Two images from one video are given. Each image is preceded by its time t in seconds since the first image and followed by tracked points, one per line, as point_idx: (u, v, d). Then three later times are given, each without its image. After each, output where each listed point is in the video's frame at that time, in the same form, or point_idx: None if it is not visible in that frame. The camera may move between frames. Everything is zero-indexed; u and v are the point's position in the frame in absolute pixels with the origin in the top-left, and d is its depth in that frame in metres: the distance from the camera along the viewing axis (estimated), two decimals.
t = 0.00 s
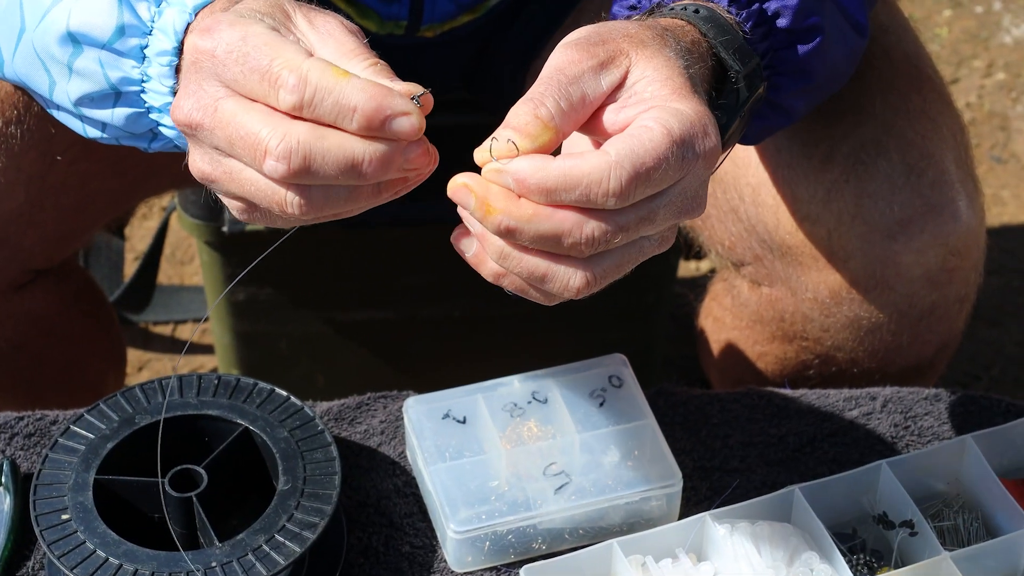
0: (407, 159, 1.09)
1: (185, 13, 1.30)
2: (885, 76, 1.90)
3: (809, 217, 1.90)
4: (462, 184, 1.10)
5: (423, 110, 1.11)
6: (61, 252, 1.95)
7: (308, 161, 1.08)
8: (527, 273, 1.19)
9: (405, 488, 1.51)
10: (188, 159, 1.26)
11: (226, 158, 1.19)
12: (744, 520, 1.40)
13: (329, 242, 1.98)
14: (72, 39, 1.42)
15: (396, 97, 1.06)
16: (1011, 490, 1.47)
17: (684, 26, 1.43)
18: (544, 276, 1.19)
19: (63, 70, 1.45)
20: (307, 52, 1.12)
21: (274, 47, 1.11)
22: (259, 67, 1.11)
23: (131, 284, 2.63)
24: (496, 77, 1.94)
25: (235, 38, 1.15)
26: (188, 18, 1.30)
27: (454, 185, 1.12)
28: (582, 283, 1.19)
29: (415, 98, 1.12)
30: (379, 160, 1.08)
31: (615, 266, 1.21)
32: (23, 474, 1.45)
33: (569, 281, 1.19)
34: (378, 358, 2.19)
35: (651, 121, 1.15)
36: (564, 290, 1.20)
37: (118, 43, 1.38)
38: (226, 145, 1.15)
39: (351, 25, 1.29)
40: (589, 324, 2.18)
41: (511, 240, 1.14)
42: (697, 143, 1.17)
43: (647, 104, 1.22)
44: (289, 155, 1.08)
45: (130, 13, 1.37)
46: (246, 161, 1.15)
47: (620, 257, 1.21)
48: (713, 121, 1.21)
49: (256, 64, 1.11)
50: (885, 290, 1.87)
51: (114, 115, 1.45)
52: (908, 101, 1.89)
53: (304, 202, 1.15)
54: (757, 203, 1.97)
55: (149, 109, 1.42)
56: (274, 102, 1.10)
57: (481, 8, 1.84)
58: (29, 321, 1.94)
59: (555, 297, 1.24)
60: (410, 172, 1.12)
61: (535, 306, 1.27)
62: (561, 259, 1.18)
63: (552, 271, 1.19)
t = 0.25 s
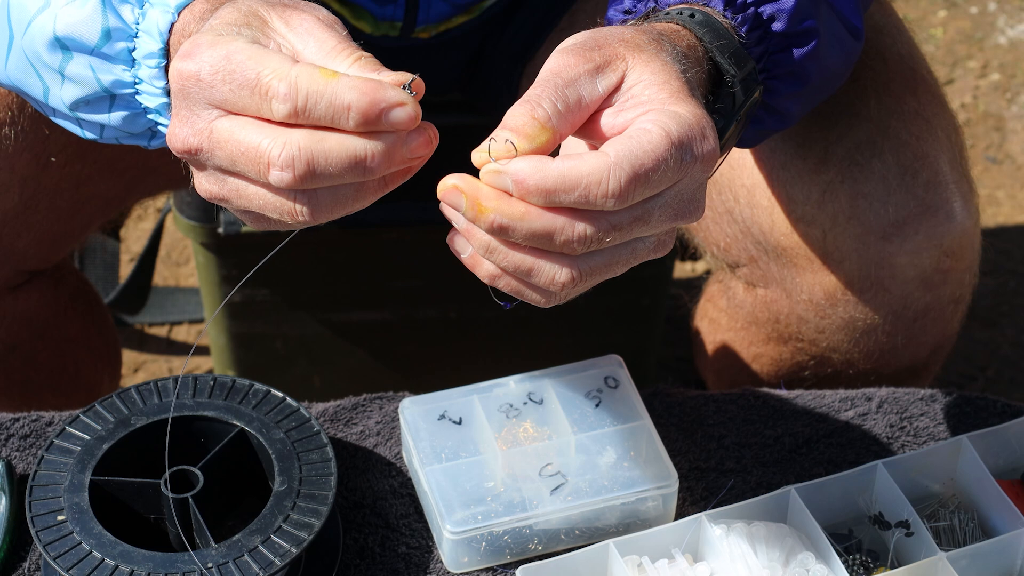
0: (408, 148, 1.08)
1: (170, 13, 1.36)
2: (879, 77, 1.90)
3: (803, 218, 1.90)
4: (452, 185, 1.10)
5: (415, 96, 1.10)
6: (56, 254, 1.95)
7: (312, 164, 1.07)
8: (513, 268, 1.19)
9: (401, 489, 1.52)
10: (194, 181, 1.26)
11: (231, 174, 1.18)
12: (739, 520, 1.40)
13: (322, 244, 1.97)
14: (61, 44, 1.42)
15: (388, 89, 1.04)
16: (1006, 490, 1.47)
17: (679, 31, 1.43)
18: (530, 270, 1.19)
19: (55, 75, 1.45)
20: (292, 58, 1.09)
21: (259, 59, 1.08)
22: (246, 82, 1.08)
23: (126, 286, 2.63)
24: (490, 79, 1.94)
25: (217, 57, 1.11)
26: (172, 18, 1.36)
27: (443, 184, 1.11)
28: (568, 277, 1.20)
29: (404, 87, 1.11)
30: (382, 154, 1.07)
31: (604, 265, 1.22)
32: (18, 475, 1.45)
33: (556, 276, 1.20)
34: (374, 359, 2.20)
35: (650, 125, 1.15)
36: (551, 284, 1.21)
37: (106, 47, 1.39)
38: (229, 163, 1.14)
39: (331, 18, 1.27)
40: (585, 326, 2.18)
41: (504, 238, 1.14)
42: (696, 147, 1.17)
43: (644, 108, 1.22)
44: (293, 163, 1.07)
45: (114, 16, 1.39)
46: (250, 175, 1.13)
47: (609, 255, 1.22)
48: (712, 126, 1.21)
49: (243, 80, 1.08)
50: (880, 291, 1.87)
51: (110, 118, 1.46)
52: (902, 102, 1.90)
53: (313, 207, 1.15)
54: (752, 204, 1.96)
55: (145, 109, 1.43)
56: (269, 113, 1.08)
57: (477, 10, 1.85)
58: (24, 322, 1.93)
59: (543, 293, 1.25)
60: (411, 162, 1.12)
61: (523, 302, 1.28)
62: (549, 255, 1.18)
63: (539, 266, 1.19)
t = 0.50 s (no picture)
0: (412, 143, 1.08)
1: (167, 17, 1.35)
2: (878, 78, 1.91)
3: (803, 219, 1.90)
4: (447, 177, 1.11)
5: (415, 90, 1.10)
6: (56, 255, 1.95)
7: (316, 159, 1.08)
8: (510, 258, 1.19)
9: (401, 489, 1.52)
10: (199, 191, 1.26)
11: (236, 179, 1.18)
12: (739, 521, 1.40)
13: (322, 244, 1.97)
14: (59, 51, 1.42)
15: (388, 82, 1.05)
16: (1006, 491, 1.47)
17: (675, 30, 1.43)
18: (526, 261, 1.19)
19: (55, 80, 1.45)
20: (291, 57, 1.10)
21: (259, 61, 1.09)
22: (248, 82, 1.09)
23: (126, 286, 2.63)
24: (490, 79, 1.94)
25: (217, 62, 1.11)
26: (169, 22, 1.35)
27: (437, 176, 1.12)
28: (565, 268, 1.19)
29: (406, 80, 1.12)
30: (385, 149, 1.07)
31: (603, 256, 1.21)
32: (18, 475, 1.45)
33: (553, 268, 1.19)
34: (374, 359, 2.20)
35: (645, 118, 1.15)
36: (549, 277, 1.20)
37: (105, 53, 1.39)
38: (232, 166, 1.14)
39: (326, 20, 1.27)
40: (584, 326, 2.18)
41: (499, 230, 1.14)
42: (692, 140, 1.17)
43: (640, 100, 1.22)
44: (296, 158, 1.08)
45: (112, 22, 1.39)
46: (254, 176, 1.14)
47: (608, 248, 1.21)
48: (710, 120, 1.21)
49: (245, 82, 1.09)
50: (879, 291, 1.87)
51: (111, 123, 1.45)
52: (902, 103, 1.90)
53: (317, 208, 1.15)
54: (752, 205, 1.97)
55: (146, 114, 1.42)
56: (271, 113, 1.08)
57: (476, 10, 1.85)
58: (24, 322, 1.93)
59: (543, 287, 1.24)
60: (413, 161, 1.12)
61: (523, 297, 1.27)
62: (545, 246, 1.18)
63: (535, 257, 1.18)
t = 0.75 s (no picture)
0: (412, 146, 1.08)
1: (168, 18, 1.36)
2: (878, 78, 1.91)
3: (803, 219, 1.90)
4: (448, 174, 1.11)
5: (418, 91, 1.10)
6: (56, 255, 1.95)
7: (318, 157, 1.08)
8: (512, 256, 1.18)
9: (400, 490, 1.52)
10: (199, 192, 1.26)
11: (235, 179, 1.18)
12: (738, 521, 1.40)
13: (322, 244, 1.98)
14: (60, 52, 1.42)
15: (390, 83, 1.05)
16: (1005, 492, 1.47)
17: (672, 30, 1.43)
18: (528, 258, 1.18)
19: (56, 82, 1.45)
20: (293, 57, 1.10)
21: (261, 61, 1.09)
22: (249, 82, 1.09)
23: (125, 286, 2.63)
24: (489, 80, 1.94)
25: (218, 61, 1.12)
26: (170, 24, 1.36)
27: (437, 172, 1.12)
28: (567, 264, 1.19)
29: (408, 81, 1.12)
30: (386, 150, 1.07)
31: (604, 253, 1.21)
32: (17, 475, 1.45)
33: (556, 265, 1.19)
34: (374, 359, 2.19)
35: (644, 113, 1.15)
36: (551, 274, 1.20)
37: (106, 53, 1.39)
38: (232, 166, 1.14)
39: (327, 21, 1.27)
40: (584, 326, 2.18)
41: (500, 227, 1.14)
42: (692, 135, 1.17)
43: (638, 96, 1.22)
44: (297, 156, 1.08)
45: (113, 23, 1.39)
46: (254, 175, 1.14)
47: (609, 244, 1.21)
48: (709, 116, 1.21)
49: (246, 81, 1.09)
50: (879, 291, 1.87)
51: (112, 124, 1.46)
52: (901, 103, 1.90)
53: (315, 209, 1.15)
54: (751, 205, 1.97)
55: (147, 115, 1.42)
56: (271, 113, 1.08)
57: (476, 10, 1.86)
58: (23, 322, 1.93)
59: (545, 285, 1.24)
60: (414, 163, 1.12)
61: (525, 297, 1.27)
62: (546, 243, 1.17)
63: (536, 253, 1.18)
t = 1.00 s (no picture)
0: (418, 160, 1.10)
1: (178, 25, 1.37)
2: (878, 78, 1.91)
3: (803, 218, 1.90)
4: (443, 175, 1.10)
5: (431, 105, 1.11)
6: (55, 255, 1.95)
7: (324, 178, 1.08)
8: (508, 258, 1.18)
9: (400, 489, 1.52)
10: (207, 200, 1.26)
11: (242, 192, 1.19)
12: (738, 520, 1.40)
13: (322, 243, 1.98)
14: (68, 57, 1.43)
15: (403, 96, 1.06)
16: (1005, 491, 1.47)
17: (665, 32, 1.42)
18: (524, 261, 1.18)
19: (64, 86, 1.45)
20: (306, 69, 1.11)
21: (274, 72, 1.10)
22: (262, 93, 1.10)
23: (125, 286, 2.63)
24: (489, 79, 1.94)
25: (231, 72, 1.13)
26: (180, 30, 1.37)
27: (431, 175, 1.12)
28: (563, 266, 1.19)
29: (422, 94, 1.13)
30: (393, 165, 1.08)
31: (600, 254, 1.21)
32: (17, 475, 1.45)
33: (551, 266, 1.18)
34: (373, 359, 2.19)
35: (636, 113, 1.16)
36: (547, 276, 1.19)
37: (115, 59, 1.40)
38: (240, 181, 1.15)
39: (339, 31, 1.28)
40: (583, 326, 2.18)
41: (496, 229, 1.14)
42: (685, 134, 1.17)
43: (632, 97, 1.22)
44: (303, 178, 1.08)
45: (122, 29, 1.40)
46: (260, 192, 1.14)
47: (605, 245, 1.21)
48: (701, 115, 1.21)
49: (259, 93, 1.10)
50: (879, 290, 1.87)
51: (119, 129, 1.46)
52: (901, 102, 1.90)
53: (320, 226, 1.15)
54: (751, 204, 1.97)
55: (154, 120, 1.44)
56: (284, 125, 1.09)
57: (475, 10, 1.85)
58: (23, 322, 1.93)
59: (542, 288, 1.23)
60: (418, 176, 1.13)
61: (523, 300, 1.27)
62: (542, 244, 1.17)
63: (531, 255, 1.18)
